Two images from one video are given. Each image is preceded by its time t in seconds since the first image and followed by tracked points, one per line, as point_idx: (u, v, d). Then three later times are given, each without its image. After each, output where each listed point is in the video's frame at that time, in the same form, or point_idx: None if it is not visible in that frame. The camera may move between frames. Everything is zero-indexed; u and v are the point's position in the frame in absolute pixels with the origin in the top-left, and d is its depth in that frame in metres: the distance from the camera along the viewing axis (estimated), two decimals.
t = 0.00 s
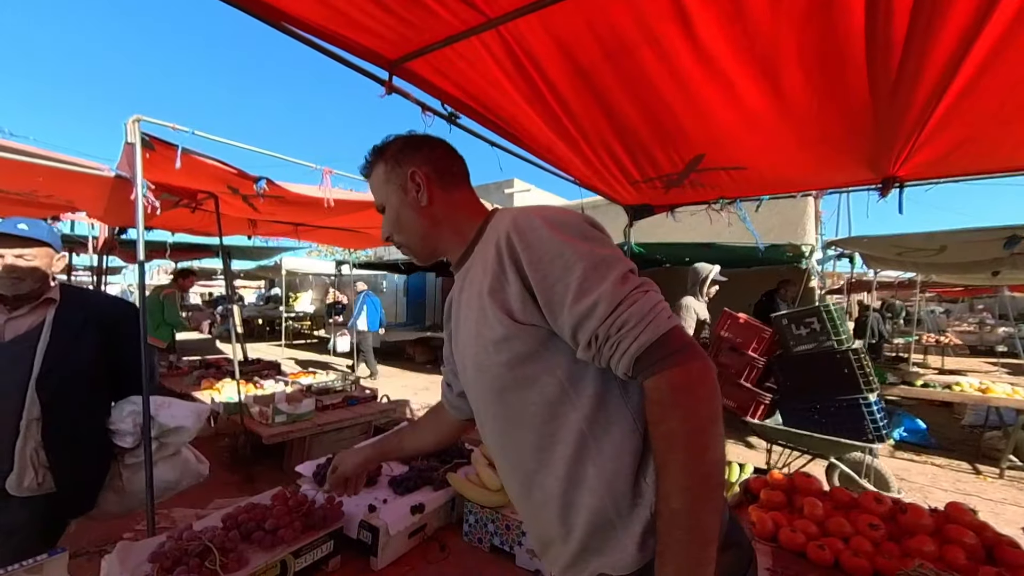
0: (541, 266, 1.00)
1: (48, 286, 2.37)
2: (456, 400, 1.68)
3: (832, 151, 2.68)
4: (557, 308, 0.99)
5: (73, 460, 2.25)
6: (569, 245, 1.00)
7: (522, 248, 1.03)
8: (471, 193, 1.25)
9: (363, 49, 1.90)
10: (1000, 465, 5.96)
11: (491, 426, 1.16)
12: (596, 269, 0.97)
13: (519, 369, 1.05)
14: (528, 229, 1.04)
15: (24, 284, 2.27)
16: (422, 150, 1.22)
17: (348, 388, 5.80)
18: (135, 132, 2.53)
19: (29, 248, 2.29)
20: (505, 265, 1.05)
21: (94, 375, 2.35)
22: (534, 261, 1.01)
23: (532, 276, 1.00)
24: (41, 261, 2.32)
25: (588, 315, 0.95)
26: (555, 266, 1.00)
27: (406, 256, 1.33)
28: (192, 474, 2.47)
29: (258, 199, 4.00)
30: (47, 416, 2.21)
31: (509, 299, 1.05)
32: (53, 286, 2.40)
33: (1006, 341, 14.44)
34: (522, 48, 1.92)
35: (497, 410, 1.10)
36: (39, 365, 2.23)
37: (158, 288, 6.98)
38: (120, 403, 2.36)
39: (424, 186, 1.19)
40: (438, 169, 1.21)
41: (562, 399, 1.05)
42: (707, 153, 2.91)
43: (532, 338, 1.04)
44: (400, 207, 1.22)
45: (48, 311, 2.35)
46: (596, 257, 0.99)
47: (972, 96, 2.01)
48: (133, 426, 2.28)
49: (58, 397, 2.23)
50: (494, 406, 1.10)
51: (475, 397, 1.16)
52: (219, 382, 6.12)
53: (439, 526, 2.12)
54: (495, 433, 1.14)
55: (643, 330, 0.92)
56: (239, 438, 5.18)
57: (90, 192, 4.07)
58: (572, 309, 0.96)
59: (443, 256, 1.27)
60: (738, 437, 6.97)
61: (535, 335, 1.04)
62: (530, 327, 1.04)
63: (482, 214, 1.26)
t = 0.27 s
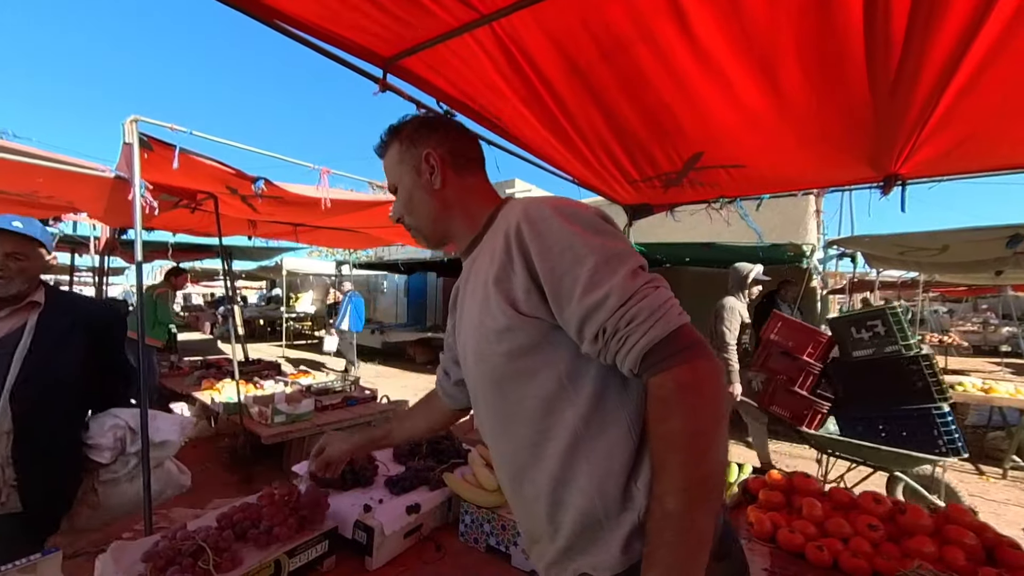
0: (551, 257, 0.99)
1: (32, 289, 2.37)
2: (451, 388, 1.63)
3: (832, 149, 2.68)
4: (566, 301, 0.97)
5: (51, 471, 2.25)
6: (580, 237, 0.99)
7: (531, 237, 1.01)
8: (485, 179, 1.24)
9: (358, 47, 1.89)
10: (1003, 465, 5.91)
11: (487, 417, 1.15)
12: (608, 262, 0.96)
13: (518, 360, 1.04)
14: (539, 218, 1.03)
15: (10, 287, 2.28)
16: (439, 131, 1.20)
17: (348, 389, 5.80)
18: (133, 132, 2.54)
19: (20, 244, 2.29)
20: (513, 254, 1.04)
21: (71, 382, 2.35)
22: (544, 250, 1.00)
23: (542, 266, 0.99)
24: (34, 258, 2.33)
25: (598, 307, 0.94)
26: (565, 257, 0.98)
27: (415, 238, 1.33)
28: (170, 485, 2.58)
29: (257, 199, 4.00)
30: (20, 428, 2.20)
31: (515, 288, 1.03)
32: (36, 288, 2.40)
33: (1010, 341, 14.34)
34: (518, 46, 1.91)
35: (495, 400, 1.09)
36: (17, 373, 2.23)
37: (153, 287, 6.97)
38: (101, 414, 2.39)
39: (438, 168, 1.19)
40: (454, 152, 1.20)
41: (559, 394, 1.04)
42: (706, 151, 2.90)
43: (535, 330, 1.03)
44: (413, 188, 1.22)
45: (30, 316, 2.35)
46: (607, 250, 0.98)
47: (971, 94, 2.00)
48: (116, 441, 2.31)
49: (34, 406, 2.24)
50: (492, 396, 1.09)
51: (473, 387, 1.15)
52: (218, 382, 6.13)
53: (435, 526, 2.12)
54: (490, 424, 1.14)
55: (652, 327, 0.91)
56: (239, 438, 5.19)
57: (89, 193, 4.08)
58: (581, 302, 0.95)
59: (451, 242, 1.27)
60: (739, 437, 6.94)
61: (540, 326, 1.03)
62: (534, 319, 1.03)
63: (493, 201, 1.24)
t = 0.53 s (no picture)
0: (575, 254, 0.95)
1: (36, 292, 2.39)
2: (455, 369, 1.63)
3: (833, 149, 2.67)
4: (589, 302, 0.93)
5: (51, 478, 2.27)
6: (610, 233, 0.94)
7: (554, 233, 0.98)
8: (507, 158, 1.23)
9: (358, 48, 1.90)
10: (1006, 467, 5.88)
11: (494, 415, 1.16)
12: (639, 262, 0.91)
13: (528, 363, 1.04)
14: (565, 213, 0.99)
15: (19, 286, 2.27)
16: (460, 103, 1.19)
17: (348, 389, 5.80)
18: (134, 132, 2.55)
19: (26, 235, 2.27)
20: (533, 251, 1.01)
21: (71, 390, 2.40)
22: (568, 247, 0.95)
23: (565, 265, 0.95)
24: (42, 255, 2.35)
25: (624, 311, 0.89)
26: (591, 255, 0.94)
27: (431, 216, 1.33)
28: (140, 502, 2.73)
29: (257, 199, 4.01)
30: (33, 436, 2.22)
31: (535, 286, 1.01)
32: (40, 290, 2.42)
33: (1013, 342, 14.26)
34: (517, 46, 1.91)
35: (502, 401, 1.09)
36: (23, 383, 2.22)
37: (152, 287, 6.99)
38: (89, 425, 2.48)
39: (458, 143, 1.18)
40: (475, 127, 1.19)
41: (568, 403, 1.03)
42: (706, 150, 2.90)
43: (549, 334, 1.01)
44: (430, 164, 1.22)
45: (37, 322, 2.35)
46: (637, 249, 0.92)
47: (971, 93, 2.00)
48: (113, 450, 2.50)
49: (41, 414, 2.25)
50: (500, 396, 1.10)
51: (481, 382, 1.15)
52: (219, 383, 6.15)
53: (434, 526, 2.12)
54: (496, 424, 1.14)
55: (686, 335, 0.85)
56: (239, 438, 5.20)
57: (89, 193, 4.10)
58: (609, 305, 0.90)
59: (469, 224, 1.27)
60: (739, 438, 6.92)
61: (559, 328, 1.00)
62: (548, 323, 1.01)
63: (514, 182, 1.23)
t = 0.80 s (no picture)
0: (616, 262, 0.78)
1: (36, 292, 2.37)
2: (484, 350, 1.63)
3: (833, 151, 2.67)
4: (622, 321, 0.76)
5: (63, 477, 2.33)
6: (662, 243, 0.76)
7: (597, 233, 0.81)
8: (550, 130, 1.11)
9: (361, 53, 1.91)
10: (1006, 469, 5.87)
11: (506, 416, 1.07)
12: (694, 284, 0.72)
13: (545, 373, 0.94)
14: (609, 212, 0.82)
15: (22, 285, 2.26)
16: (504, 61, 1.06)
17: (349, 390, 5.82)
18: (137, 135, 2.57)
19: (26, 227, 2.28)
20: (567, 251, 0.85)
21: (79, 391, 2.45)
22: (610, 253, 0.79)
23: (601, 273, 0.78)
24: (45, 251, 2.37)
25: (661, 339, 0.72)
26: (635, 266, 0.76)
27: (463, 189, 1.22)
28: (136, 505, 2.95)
29: (260, 201, 4.04)
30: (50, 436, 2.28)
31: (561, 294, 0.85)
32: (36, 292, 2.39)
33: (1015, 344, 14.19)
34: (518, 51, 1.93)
35: (515, 405, 1.01)
36: (36, 384, 2.25)
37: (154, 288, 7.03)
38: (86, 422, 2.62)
39: (499, 110, 1.05)
40: (519, 92, 1.06)
41: (583, 420, 0.92)
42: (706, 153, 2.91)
43: (573, 346, 0.89)
44: (466, 132, 1.10)
45: (40, 323, 2.35)
46: (694, 268, 0.74)
47: (969, 96, 2.00)
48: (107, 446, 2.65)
49: (57, 415, 2.30)
50: (513, 400, 1.01)
51: (496, 381, 1.07)
52: (221, 383, 6.18)
53: (435, 526, 2.13)
54: (506, 426, 1.06)
55: (734, 383, 0.67)
56: (241, 439, 5.22)
57: (94, 196, 4.13)
58: (649, 330, 0.72)
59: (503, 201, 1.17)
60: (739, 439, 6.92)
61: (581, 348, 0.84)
62: (574, 335, 0.88)
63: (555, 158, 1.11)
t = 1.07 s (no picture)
0: (598, 279, 0.65)
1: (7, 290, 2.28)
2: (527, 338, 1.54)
3: (833, 152, 2.66)
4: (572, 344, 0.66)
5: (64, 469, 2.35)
6: (642, 280, 0.60)
7: (595, 236, 0.68)
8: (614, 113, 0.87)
9: (363, 55, 1.92)
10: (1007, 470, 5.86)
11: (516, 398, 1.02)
12: (639, 342, 0.58)
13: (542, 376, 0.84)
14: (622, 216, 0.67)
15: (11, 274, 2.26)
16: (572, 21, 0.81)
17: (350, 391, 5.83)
18: (140, 138, 2.58)
19: None
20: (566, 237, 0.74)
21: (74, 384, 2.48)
22: (597, 265, 0.65)
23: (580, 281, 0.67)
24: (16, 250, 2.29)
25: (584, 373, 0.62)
26: (605, 291, 0.64)
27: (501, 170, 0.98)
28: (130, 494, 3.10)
29: (261, 203, 4.04)
30: (53, 429, 2.31)
31: (542, 280, 0.77)
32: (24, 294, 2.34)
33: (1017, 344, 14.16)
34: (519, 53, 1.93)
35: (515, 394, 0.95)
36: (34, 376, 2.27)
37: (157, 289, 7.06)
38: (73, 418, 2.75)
39: (556, 79, 0.81)
40: (586, 59, 0.82)
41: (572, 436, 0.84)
42: (707, 153, 2.90)
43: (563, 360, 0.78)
44: (512, 100, 0.85)
45: (19, 320, 2.28)
46: (660, 323, 0.58)
47: (969, 98, 2.01)
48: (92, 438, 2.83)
49: (58, 404, 2.34)
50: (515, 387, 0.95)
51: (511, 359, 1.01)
52: (223, 384, 6.20)
53: (436, 528, 2.13)
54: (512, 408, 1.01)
55: (613, 454, 0.57)
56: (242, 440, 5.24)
57: (97, 198, 4.16)
58: (581, 362, 0.63)
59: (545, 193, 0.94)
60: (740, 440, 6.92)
61: (542, 353, 0.76)
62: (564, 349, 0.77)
63: (610, 151, 0.88)
